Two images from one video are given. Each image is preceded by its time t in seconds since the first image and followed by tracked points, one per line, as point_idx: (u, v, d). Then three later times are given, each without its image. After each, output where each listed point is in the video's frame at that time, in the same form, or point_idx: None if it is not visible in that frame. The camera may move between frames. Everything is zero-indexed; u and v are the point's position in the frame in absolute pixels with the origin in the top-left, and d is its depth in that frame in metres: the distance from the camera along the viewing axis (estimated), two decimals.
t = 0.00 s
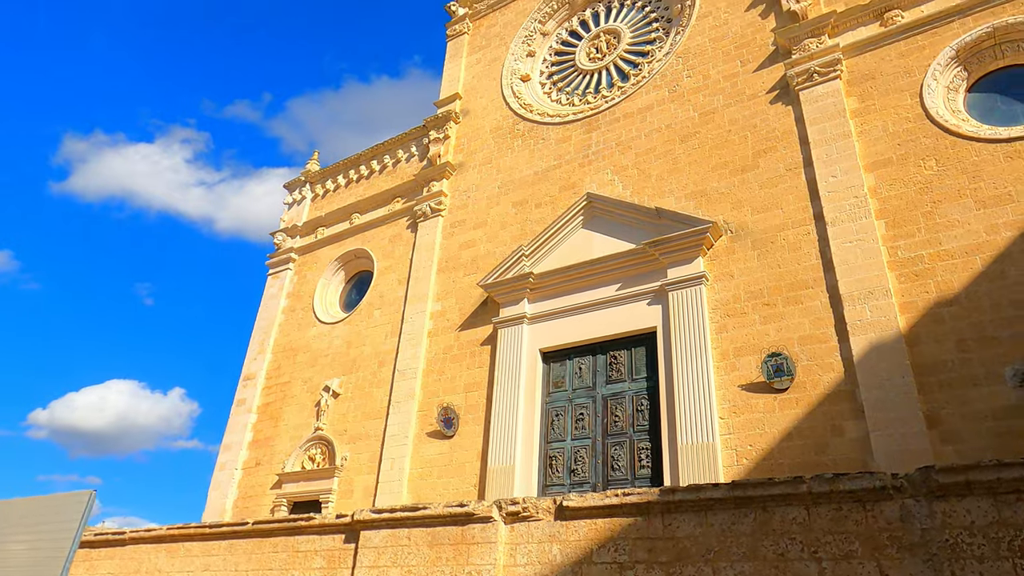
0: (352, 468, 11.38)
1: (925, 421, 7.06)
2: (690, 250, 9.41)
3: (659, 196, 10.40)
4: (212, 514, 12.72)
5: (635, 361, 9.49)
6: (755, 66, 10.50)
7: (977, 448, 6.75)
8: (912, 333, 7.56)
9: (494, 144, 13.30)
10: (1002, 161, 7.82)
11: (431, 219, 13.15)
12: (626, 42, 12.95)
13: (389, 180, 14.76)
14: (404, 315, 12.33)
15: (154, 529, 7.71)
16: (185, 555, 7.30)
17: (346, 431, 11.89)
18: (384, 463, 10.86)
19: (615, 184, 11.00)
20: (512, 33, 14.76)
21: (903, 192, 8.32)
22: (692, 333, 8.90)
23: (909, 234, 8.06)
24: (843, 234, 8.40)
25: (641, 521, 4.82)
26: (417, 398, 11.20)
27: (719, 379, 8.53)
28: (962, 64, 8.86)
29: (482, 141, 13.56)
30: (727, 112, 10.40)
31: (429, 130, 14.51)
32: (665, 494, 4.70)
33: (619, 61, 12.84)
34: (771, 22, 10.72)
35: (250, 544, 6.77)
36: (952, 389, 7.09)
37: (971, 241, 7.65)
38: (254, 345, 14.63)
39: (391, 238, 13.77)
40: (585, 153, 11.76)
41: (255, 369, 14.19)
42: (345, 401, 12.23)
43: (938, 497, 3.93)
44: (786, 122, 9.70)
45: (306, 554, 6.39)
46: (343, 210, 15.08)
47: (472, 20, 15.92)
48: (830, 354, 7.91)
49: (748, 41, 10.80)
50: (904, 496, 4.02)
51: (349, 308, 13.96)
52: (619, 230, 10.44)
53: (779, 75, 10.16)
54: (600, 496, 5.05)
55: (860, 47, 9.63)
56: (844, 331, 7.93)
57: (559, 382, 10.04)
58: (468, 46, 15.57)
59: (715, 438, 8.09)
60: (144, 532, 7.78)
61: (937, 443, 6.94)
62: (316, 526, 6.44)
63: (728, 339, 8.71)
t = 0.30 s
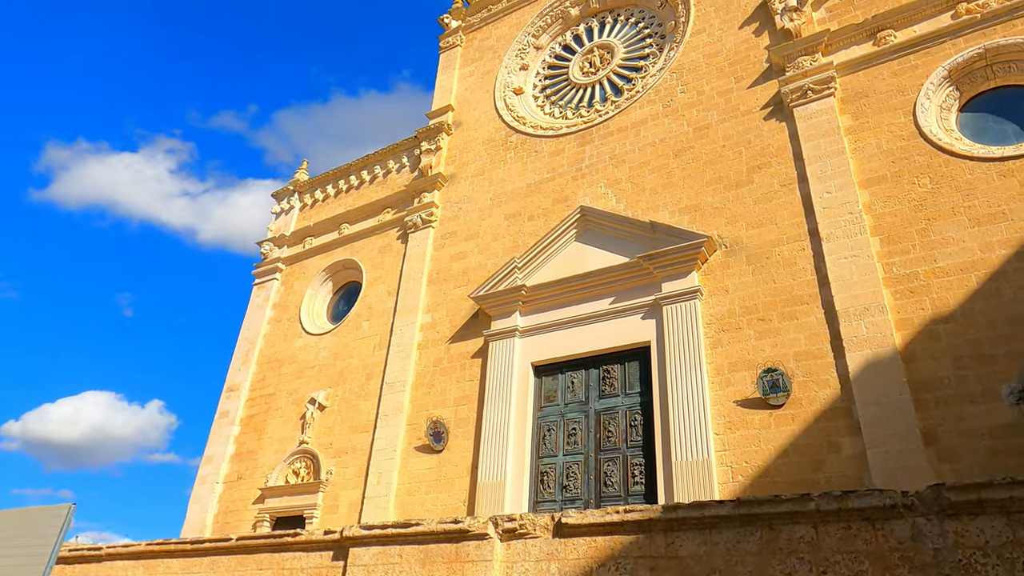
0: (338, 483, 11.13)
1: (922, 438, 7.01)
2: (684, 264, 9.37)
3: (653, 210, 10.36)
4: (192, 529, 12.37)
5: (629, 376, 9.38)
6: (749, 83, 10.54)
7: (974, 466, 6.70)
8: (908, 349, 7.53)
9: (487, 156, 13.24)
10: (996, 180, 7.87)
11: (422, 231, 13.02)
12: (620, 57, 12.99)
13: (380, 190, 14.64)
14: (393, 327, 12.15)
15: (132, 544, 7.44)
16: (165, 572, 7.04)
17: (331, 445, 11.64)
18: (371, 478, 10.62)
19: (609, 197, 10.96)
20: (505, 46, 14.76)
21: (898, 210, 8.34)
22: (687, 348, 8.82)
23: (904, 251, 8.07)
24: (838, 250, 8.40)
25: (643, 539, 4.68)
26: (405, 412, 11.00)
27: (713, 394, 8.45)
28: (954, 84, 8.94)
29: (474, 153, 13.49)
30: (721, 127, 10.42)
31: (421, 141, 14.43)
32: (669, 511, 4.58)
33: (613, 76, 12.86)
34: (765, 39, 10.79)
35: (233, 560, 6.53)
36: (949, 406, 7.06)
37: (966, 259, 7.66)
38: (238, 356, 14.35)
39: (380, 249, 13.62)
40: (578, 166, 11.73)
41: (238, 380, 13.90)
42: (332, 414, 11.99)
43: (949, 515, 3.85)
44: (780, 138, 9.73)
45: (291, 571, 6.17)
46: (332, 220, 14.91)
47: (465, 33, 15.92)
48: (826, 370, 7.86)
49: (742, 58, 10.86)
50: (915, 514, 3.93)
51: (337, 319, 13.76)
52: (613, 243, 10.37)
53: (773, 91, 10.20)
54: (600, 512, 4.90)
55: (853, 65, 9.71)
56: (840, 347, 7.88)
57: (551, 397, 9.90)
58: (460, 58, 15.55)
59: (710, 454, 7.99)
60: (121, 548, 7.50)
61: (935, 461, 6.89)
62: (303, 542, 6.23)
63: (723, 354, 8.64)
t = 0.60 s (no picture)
0: (324, 497, 10.90)
1: (919, 454, 6.97)
2: (679, 277, 9.33)
3: (648, 223, 10.35)
4: (172, 544, 12.04)
5: (623, 390, 9.30)
6: (743, 99, 10.60)
7: (972, 482, 6.67)
8: (904, 365, 7.52)
9: (480, 168, 13.19)
10: (989, 198, 7.94)
11: (414, 242, 12.91)
12: (614, 71, 13.04)
13: (371, 201, 14.53)
14: (383, 339, 11.99)
15: (112, 559, 7.20)
16: None
17: (318, 458, 11.43)
18: (359, 492, 10.41)
19: (603, 210, 10.93)
20: (499, 59, 14.78)
21: (893, 226, 8.37)
22: (682, 361, 8.75)
23: (899, 266, 8.09)
24: (833, 265, 8.40)
25: (646, 554, 4.56)
26: (395, 425, 10.82)
27: (709, 408, 8.38)
28: (946, 103, 9.04)
29: (468, 164, 13.44)
30: (716, 142, 10.45)
31: (413, 152, 14.37)
32: (673, 525, 4.47)
33: (607, 90, 12.90)
34: (759, 56, 10.88)
35: None
36: (945, 422, 7.04)
37: (961, 275, 7.69)
38: (223, 366, 14.09)
39: (371, 260, 13.48)
40: (572, 179, 11.70)
41: (223, 391, 13.64)
42: (319, 427, 11.77)
43: (961, 531, 3.78)
44: (774, 154, 9.77)
45: None
46: (322, 230, 14.76)
47: (459, 46, 15.94)
48: (822, 386, 7.83)
49: (737, 74, 10.93)
50: (926, 530, 3.86)
51: (325, 330, 13.58)
52: (607, 256, 10.33)
53: (767, 108, 10.26)
54: (602, 527, 4.78)
55: (846, 83, 9.80)
56: (836, 362, 7.86)
57: (544, 410, 9.78)
58: (454, 70, 15.55)
59: (706, 469, 7.90)
60: (100, 563, 7.25)
61: (932, 477, 6.85)
62: (291, 556, 6.04)
63: (719, 368, 8.58)
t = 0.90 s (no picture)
0: (311, 512, 10.66)
1: (917, 470, 6.94)
2: (674, 291, 9.30)
3: (642, 237, 10.33)
4: (152, 560, 11.72)
5: (617, 404, 9.21)
6: (737, 114, 10.66)
7: (970, 499, 6.64)
8: (900, 381, 7.51)
9: (473, 180, 13.14)
10: (983, 215, 8.00)
11: (405, 253, 12.80)
12: (608, 86, 13.09)
13: (362, 212, 14.41)
14: (373, 351, 11.83)
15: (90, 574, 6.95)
16: None
17: (305, 471, 11.20)
18: (347, 506, 10.20)
19: (597, 223, 10.90)
20: (492, 72, 14.80)
21: (887, 242, 8.41)
22: (677, 375, 8.69)
23: (894, 282, 8.11)
24: (828, 280, 8.41)
25: (649, 571, 4.44)
26: (384, 438, 10.64)
27: (704, 423, 8.31)
28: (939, 121, 9.14)
29: (460, 176, 13.39)
30: (710, 157, 10.49)
31: (405, 163, 14.30)
32: (677, 541, 4.37)
33: (601, 104, 12.93)
34: (753, 73, 10.96)
35: None
36: (942, 438, 7.01)
37: (955, 291, 7.72)
38: (208, 377, 13.83)
39: (361, 270, 13.34)
40: (566, 192, 11.68)
41: (208, 403, 13.37)
42: (306, 440, 11.55)
43: (973, 548, 3.72)
44: (769, 169, 9.81)
45: None
46: (311, 240, 14.60)
47: (453, 58, 15.95)
48: (819, 401, 7.79)
49: (731, 90, 11.00)
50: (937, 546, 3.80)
51: (313, 342, 13.38)
52: (601, 269, 10.28)
53: (761, 124, 10.32)
54: (604, 543, 4.67)
55: (839, 100, 9.88)
56: (833, 377, 7.83)
57: (537, 424, 9.66)
58: (447, 83, 15.54)
59: (702, 485, 7.81)
60: None
61: (930, 494, 6.81)
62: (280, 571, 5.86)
63: (714, 383, 8.53)
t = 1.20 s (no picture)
0: (296, 527, 10.44)
1: (913, 488, 6.90)
2: (669, 305, 9.26)
3: (636, 251, 10.31)
4: None
5: (611, 419, 9.12)
6: (731, 131, 10.71)
7: (966, 518, 6.61)
8: (895, 398, 7.49)
9: (466, 192, 13.09)
10: (976, 234, 8.06)
11: (397, 264, 12.70)
12: (602, 101, 13.14)
13: (353, 223, 14.31)
14: (363, 363, 11.67)
15: None
16: None
17: (291, 486, 10.99)
18: (334, 522, 9.99)
19: (591, 237, 10.88)
20: (487, 86, 14.82)
21: (881, 259, 8.44)
22: (671, 390, 8.63)
23: (888, 299, 8.13)
24: (823, 297, 8.41)
25: None
26: (373, 452, 10.47)
27: (698, 439, 8.24)
28: (930, 141, 9.23)
29: (453, 189, 13.34)
30: (704, 173, 10.52)
31: (398, 174, 14.24)
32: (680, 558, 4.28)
33: (595, 119, 12.97)
34: (746, 90, 11.04)
35: None
36: (938, 456, 6.99)
37: (950, 309, 7.74)
38: (193, 389, 13.59)
39: (351, 282, 13.21)
40: (559, 206, 11.66)
41: (192, 415, 13.12)
42: (293, 453, 11.35)
43: (981, 567, 3.65)
44: (763, 186, 9.84)
45: None
46: (301, 251, 14.46)
47: (447, 71, 15.97)
48: (814, 418, 7.75)
49: (725, 107, 11.07)
50: (945, 565, 3.73)
51: (302, 353, 13.20)
52: (595, 283, 10.24)
53: (755, 140, 10.37)
54: (604, 560, 4.59)
55: (833, 118, 9.96)
56: (828, 393, 7.80)
57: (529, 439, 9.54)
58: (441, 96, 15.54)
59: (697, 501, 7.72)
60: None
61: (926, 512, 6.77)
62: None
63: (708, 399, 8.48)
